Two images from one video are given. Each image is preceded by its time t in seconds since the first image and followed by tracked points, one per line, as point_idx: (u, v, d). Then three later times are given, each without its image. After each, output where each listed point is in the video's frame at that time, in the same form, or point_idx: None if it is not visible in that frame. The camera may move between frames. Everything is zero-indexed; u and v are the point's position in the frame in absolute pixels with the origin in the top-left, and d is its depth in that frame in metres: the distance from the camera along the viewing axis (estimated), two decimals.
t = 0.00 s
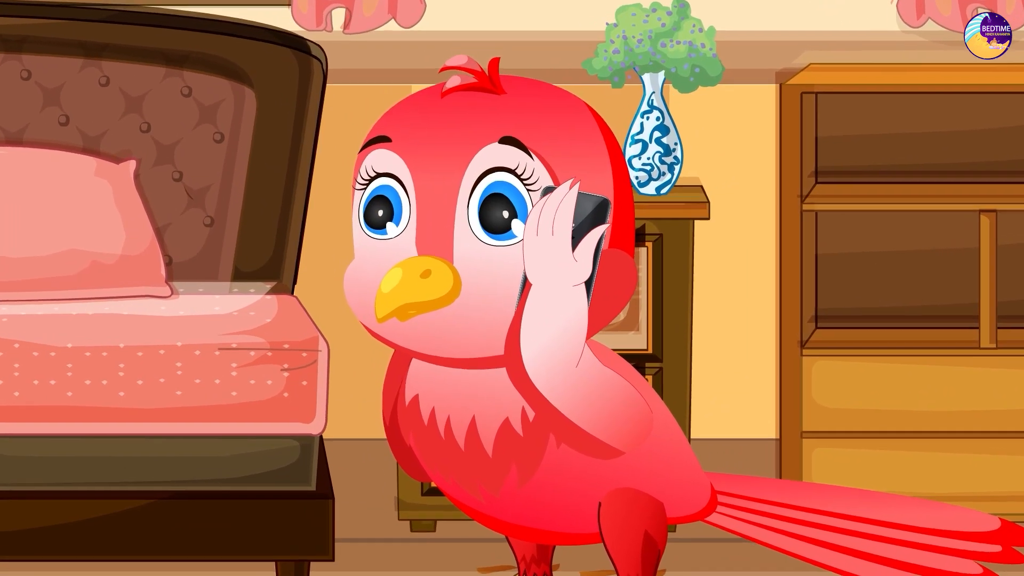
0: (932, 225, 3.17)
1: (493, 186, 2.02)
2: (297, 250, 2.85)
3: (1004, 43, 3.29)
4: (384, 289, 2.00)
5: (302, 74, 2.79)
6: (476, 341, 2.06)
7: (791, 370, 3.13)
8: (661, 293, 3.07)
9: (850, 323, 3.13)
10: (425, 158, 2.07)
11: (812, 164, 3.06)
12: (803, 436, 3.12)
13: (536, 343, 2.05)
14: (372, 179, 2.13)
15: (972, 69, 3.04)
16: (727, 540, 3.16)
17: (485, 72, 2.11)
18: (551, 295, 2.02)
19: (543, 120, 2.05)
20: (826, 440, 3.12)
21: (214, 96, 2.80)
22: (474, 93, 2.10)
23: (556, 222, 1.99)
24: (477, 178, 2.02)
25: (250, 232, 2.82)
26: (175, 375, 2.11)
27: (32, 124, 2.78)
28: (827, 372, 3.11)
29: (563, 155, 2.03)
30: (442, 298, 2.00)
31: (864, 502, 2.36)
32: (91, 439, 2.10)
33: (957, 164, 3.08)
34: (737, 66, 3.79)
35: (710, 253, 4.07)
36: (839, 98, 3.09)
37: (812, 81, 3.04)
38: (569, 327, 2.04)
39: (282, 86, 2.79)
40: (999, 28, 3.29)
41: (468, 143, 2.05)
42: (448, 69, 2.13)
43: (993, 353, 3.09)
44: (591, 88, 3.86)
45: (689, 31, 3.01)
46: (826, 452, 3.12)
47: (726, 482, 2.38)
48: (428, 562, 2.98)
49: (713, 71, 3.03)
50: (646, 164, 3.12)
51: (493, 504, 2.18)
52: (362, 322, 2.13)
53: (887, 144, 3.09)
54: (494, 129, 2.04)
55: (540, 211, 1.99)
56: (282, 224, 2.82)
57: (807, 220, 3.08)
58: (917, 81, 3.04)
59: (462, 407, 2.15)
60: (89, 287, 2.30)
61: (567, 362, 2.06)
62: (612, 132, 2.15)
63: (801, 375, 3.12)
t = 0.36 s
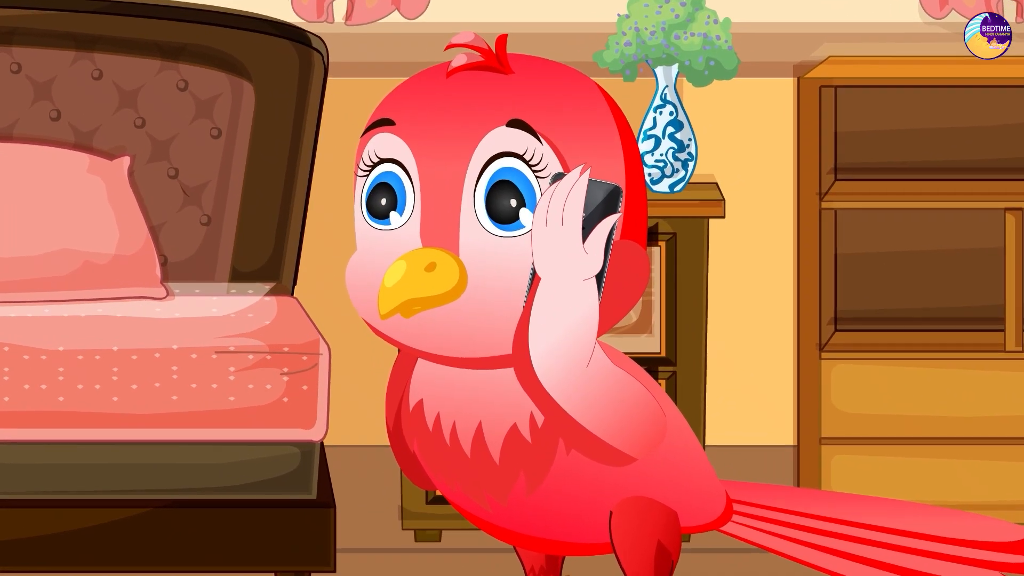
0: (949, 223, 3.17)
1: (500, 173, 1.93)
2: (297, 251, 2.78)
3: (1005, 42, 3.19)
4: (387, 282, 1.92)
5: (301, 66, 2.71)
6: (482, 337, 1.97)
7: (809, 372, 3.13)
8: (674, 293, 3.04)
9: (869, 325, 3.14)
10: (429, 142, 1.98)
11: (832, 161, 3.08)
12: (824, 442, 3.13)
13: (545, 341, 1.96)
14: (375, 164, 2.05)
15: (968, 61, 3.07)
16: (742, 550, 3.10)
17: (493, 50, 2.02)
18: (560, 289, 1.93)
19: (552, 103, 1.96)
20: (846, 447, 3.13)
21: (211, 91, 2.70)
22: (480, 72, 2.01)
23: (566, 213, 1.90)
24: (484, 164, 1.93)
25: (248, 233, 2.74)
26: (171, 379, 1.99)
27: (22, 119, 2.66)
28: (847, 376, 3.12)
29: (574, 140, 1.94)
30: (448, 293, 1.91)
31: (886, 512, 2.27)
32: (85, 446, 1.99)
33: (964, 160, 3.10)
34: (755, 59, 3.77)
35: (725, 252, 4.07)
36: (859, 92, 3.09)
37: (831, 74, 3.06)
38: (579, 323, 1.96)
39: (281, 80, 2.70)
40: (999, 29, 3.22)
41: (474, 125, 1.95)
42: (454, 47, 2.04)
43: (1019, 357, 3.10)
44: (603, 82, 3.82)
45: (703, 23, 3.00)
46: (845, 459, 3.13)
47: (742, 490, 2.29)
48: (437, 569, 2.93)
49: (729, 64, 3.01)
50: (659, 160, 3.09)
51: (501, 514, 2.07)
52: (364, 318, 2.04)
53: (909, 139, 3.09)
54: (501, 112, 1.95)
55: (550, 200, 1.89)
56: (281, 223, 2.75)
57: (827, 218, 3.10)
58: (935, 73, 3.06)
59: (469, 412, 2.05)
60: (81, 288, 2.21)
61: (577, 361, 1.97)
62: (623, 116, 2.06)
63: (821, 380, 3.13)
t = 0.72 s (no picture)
0: (964, 222, 3.18)
1: (507, 170, 1.85)
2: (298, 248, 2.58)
3: (1004, 43, 3.11)
4: (391, 283, 1.85)
5: (302, 59, 2.51)
6: (488, 339, 1.89)
7: (826, 377, 3.17)
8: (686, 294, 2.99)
9: (902, 327, 3.17)
10: (433, 139, 1.91)
11: (849, 159, 3.11)
12: (841, 448, 3.16)
13: (553, 343, 1.87)
14: (378, 162, 1.98)
15: (961, 53, 3.10)
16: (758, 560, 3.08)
17: (499, 44, 1.95)
18: (569, 290, 1.85)
19: (560, 98, 1.88)
20: (864, 453, 3.17)
21: (208, 85, 2.52)
22: (486, 66, 1.93)
23: (574, 211, 1.81)
24: (490, 161, 1.86)
25: (246, 233, 2.55)
26: (168, 383, 1.88)
27: (13, 114, 2.46)
28: (865, 378, 3.15)
29: (582, 136, 1.86)
30: (453, 294, 1.84)
31: (906, 520, 2.20)
32: (72, 451, 1.87)
33: (964, 157, 3.14)
34: (770, 53, 3.72)
35: (740, 250, 4.02)
36: (876, 87, 3.13)
37: (848, 68, 3.08)
38: (589, 326, 1.87)
39: (281, 73, 2.51)
40: (999, 28, 3.13)
41: (480, 120, 1.88)
42: (459, 40, 1.97)
43: None
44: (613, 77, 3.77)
45: (717, 15, 2.95)
46: (863, 466, 3.16)
47: (754, 498, 2.21)
48: None
49: (743, 58, 2.98)
50: (671, 157, 3.03)
51: (506, 522, 1.99)
52: (367, 320, 1.97)
53: (921, 136, 3.13)
54: (507, 108, 1.87)
55: (558, 198, 1.81)
56: (282, 218, 2.55)
57: (844, 216, 3.13)
58: (946, 67, 3.10)
59: (474, 417, 1.97)
60: (75, 289, 2.13)
61: (586, 366, 1.88)
62: (634, 111, 1.98)
63: (838, 384, 3.16)
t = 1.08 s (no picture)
0: (980, 219, 3.16)
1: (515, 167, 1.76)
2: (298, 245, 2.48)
3: (1005, 43, 3.02)
4: (393, 285, 1.76)
5: (303, 52, 2.42)
6: (496, 343, 1.80)
7: (844, 379, 3.09)
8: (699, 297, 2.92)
9: (909, 329, 3.09)
10: (437, 134, 1.81)
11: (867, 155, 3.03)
12: (859, 455, 3.10)
13: (562, 345, 1.80)
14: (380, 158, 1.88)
15: (961, 48, 3.03)
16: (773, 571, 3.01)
17: (506, 37, 1.85)
18: (579, 291, 1.77)
19: (570, 90, 1.79)
20: (886, 460, 3.10)
21: (205, 79, 2.41)
22: (494, 59, 1.83)
23: (584, 208, 1.74)
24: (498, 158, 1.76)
25: (245, 232, 2.45)
26: (163, 388, 1.79)
27: (3, 109, 2.35)
28: (884, 382, 3.08)
29: (594, 131, 1.77)
30: (460, 295, 1.75)
31: (929, 528, 2.12)
32: (64, 458, 1.79)
33: (979, 155, 3.08)
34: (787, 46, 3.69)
35: (754, 249, 3.94)
36: (894, 81, 3.07)
37: (867, 62, 3.00)
38: (598, 328, 1.80)
39: (281, 67, 2.42)
40: (999, 29, 3.04)
41: (487, 114, 1.78)
42: (466, 33, 1.87)
43: None
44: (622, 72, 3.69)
45: (730, 7, 2.91)
46: (883, 472, 3.10)
47: (772, 506, 2.10)
48: None
49: (758, 51, 2.94)
50: (683, 154, 2.96)
51: (513, 530, 1.91)
52: (371, 323, 1.88)
53: (934, 132, 3.09)
54: (515, 102, 1.78)
55: (568, 195, 1.74)
56: (281, 215, 2.45)
57: (862, 215, 3.05)
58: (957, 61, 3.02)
59: (481, 422, 1.88)
60: (69, 290, 2.06)
61: (596, 370, 1.81)
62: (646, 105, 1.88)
63: (856, 388, 3.09)
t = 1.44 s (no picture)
0: (987, 220, 3.11)
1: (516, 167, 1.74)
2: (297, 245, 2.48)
3: (1005, 43, 3.03)
4: (393, 285, 1.74)
5: (302, 50, 2.41)
6: (496, 344, 1.78)
7: (848, 382, 3.09)
8: (702, 298, 2.91)
9: (910, 330, 3.08)
10: (436, 135, 1.79)
11: (871, 155, 3.03)
12: (863, 456, 3.09)
13: (564, 345, 1.78)
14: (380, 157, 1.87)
15: (960, 47, 3.03)
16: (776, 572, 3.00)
17: (508, 35, 1.84)
18: (580, 292, 1.76)
19: (571, 90, 1.77)
20: (887, 461, 3.09)
21: (205, 78, 2.39)
22: (494, 58, 1.82)
23: (586, 209, 1.72)
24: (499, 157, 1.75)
25: (245, 232, 2.43)
26: (162, 388, 1.78)
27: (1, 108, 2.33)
28: (887, 383, 3.07)
29: (594, 131, 1.76)
30: (461, 294, 1.73)
31: (933, 529, 2.11)
32: (61, 460, 1.77)
33: (983, 155, 3.06)
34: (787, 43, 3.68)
35: (756, 249, 3.93)
36: (898, 79, 3.05)
37: (871, 61, 3.01)
38: (599, 330, 1.78)
39: (281, 66, 2.41)
40: (999, 28, 3.03)
41: (488, 113, 1.76)
42: (465, 32, 1.85)
43: None
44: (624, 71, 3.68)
45: (733, 6, 2.89)
46: (886, 472, 3.09)
47: (774, 508, 2.10)
48: None
49: (761, 49, 2.93)
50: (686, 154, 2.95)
51: (515, 533, 1.89)
52: (371, 324, 1.87)
53: (936, 131, 3.06)
54: (514, 103, 1.76)
55: (569, 194, 1.72)
56: (281, 215, 2.44)
57: (866, 214, 3.05)
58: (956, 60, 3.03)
59: (482, 424, 1.86)
60: (66, 290, 2.05)
61: (599, 371, 1.80)
62: (647, 104, 1.87)
63: (860, 389, 3.08)
